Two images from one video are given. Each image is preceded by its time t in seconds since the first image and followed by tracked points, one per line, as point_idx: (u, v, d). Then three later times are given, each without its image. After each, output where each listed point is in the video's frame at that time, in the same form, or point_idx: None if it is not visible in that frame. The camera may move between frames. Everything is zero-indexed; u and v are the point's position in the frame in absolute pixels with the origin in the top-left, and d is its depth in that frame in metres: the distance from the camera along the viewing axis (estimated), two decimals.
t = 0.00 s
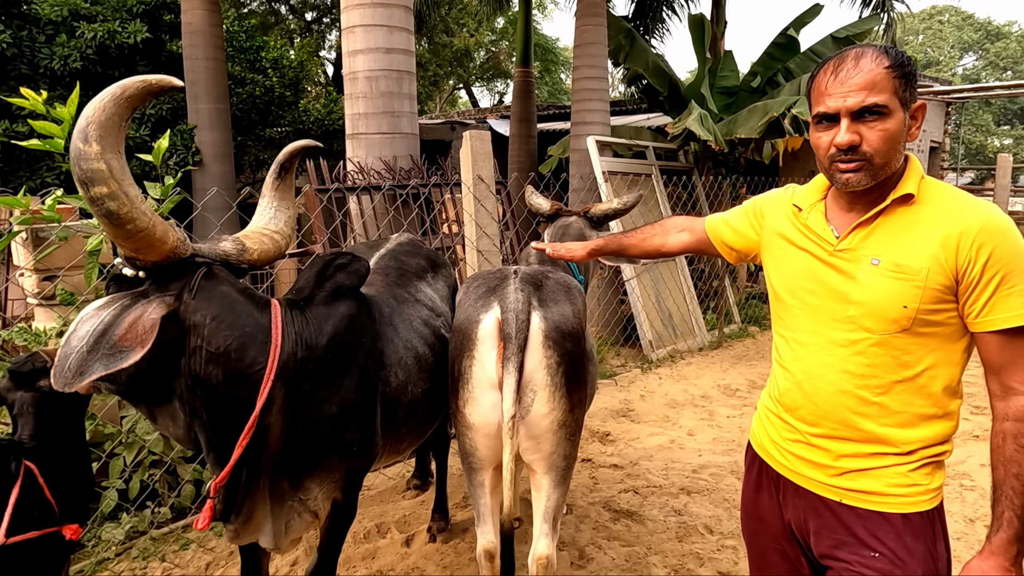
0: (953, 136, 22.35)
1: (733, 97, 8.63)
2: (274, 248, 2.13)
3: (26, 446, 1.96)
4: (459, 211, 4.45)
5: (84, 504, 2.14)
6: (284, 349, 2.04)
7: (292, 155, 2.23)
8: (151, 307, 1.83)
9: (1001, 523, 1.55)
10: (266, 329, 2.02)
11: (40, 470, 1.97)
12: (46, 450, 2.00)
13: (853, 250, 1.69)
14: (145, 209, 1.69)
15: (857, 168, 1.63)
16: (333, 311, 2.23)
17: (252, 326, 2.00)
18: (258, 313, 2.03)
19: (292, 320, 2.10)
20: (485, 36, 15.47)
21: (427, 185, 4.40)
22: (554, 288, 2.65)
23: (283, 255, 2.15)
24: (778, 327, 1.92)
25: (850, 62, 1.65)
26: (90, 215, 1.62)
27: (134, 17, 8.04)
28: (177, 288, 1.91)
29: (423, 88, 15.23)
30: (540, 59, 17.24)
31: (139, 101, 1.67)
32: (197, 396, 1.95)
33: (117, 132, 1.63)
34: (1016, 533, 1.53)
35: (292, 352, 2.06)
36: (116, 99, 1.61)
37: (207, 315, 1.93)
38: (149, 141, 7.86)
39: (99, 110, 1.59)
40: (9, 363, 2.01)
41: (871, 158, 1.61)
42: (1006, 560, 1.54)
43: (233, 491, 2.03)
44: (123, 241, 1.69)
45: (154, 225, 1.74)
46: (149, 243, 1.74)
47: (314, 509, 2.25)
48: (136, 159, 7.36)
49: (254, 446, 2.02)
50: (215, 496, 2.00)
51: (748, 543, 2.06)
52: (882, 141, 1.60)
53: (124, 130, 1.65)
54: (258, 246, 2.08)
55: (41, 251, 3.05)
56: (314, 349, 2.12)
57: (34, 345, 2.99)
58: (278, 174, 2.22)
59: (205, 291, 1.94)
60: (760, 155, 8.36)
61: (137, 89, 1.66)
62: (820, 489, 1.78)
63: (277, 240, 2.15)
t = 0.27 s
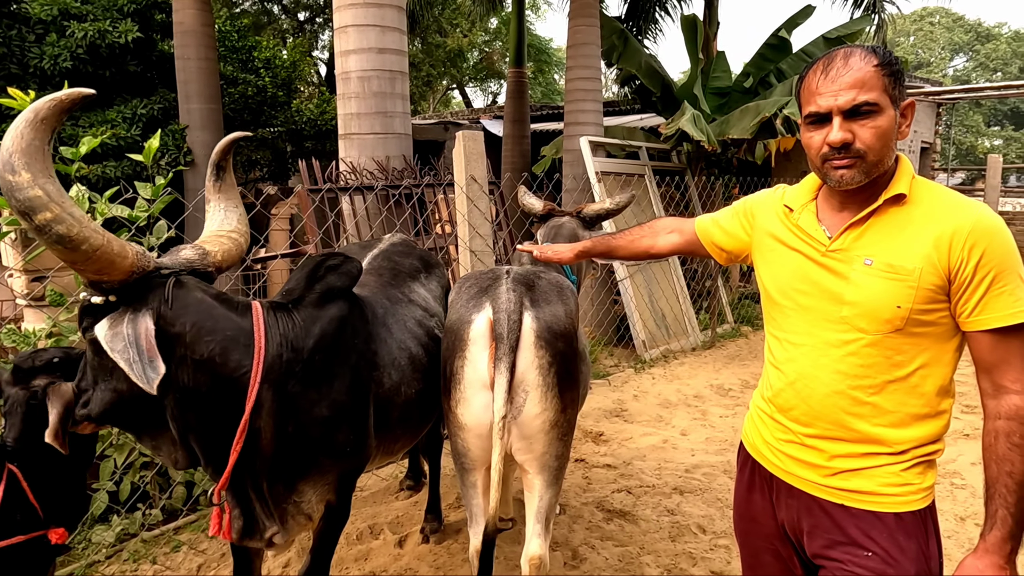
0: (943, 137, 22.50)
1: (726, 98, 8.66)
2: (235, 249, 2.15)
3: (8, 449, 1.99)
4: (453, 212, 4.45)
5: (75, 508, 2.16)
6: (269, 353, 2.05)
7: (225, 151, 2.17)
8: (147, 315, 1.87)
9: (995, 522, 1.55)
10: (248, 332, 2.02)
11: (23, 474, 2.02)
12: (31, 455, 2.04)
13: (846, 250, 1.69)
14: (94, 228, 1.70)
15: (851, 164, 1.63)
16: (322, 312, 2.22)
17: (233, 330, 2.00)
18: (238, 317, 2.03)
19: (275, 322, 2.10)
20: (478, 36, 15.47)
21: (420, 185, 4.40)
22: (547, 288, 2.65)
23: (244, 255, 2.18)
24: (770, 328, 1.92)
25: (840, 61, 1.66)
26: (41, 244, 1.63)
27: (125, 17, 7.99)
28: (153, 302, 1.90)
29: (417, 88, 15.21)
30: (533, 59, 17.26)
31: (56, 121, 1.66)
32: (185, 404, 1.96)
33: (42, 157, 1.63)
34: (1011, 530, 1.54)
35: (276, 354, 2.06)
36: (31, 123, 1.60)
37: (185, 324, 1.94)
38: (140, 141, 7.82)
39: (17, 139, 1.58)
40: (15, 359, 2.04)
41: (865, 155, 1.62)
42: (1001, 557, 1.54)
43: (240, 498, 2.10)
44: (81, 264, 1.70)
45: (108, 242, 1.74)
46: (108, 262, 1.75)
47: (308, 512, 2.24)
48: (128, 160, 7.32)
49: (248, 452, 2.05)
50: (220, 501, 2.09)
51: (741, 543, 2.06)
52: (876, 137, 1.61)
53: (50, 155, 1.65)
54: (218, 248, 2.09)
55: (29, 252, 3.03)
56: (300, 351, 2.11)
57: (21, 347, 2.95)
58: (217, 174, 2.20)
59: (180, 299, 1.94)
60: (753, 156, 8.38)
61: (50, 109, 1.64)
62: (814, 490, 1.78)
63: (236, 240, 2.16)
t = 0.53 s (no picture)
0: (934, 137, 22.65)
1: (718, 98, 8.69)
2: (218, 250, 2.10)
3: None
4: (446, 212, 4.44)
5: (66, 508, 2.13)
6: (257, 349, 2.04)
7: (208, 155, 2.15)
8: (122, 326, 1.77)
9: (989, 519, 1.56)
10: (237, 329, 2.01)
11: (12, 477, 1.97)
12: (21, 457, 1.98)
13: (839, 250, 1.70)
14: (109, 215, 1.65)
15: (835, 165, 1.64)
16: (308, 312, 2.21)
17: (224, 326, 1.99)
18: (228, 314, 2.02)
19: (262, 319, 2.09)
20: (471, 36, 15.47)
21: (413, 186, 4.39)
22: (539, 288, 2.65)
23: (228, 256, 2.13)
24: (763, 329, 1.93)
25: (822, 62, 1.67)
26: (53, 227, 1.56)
27: (116, 16, 7.94)
28: (147, 297, 1.85)
29: (409, 88, 15.19)
30: (526, 60, 17.27)
31: (75, 106, 1.61)
32: (175, 405, 1.91)
33: (63, 137, 1.56)
34: (1004, 528, 1.55)
35: (264, 352, 2.05)
36: (54, 104, 1.55)
37: (179, 321, 1.90)
38: (131, 141, 7.78)
39: (42, 118, 1.52)
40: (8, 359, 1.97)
41: (848, 155, 1.62)
42: (995, 555, 1.55)
43: (219, 497, 2.06)
44: (90, 251, 1.64)
45: (119, 231, 1.70)
46: (117, 251, 1.70)
47: (295, 513, 2.23)
48: (118, 160, 7.28)
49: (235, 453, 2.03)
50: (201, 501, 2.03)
51: (734, 545, 2.06)
52: (858, 137, 1.61)
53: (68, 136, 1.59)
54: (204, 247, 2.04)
55: (18, 253, 3.01)
56: (287, 350, 2.11)
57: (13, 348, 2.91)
58: (198, 177, 2.16)
59: (175, 295, 1.90)
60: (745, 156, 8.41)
61: (71, 93, 1.60)
62: (808, 490, 1.79)
63: (219, 241, 2.12)
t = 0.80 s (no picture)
0: (925, 137, 22.78)
1: (711, 99, 8.71)
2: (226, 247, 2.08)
3: None
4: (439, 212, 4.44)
5: (56, 505, 2.03)
6: (255, 349, 2.02)
7: (249, 152, 2.16)
8: (103, 313, 1.74)
9: (980, 518, 1.57)
10: (237, 329, 2.00)
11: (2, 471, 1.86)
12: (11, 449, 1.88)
13: (831, 250, 1.71)
14: (134, 209, 1.68)
15: (818, 169, 1.66)
16: (301, 311, 2.20)
17: (223, 327, 1.98)
18: (227, 313, 2.01)
19: (261, 319, 2.08)
20: (465, 36, 15.46)
21: (406, 186, 4.38)
22: (533, 288, 2.65)
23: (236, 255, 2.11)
24: (757, 329, 1.93)
25: (804, 66, 1.69)
26: (78, 211, 1.58)
27: (108, 15, 7.89)
28: (145, 288, 1.85)
29: (403, 88, 15.17)
30: (520, 60, 17.28)
31: (131, 98, 1.65)
32: (165, 400, 1.91)
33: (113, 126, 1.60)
34: (995, 527, 1.56)
35: (261, 352, 2.04)
36: (114, 94, 1.59)
37: (177, 317, 1.90)
38: (123, 141, 7.73)
39: (97, 103, 1.56)
40: None
41: (830, 160, 1.64)
42: (986, 554, 1.56)
43: (202, 494, 2.04)
44: (106, 240, 1.66)
45: (141, 225, 1.72)
46: (132, 244, 1.72)
47: (286, 513, 2.22)
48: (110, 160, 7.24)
49: (224, 450, 2.02)
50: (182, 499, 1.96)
51: (726, 544, 2.07)
52: (840, 142, 1.62)
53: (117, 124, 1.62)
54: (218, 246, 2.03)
55: (9, 253, 2.99)
56: (282, 350, 2.10)
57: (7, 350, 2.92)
58: (233, 171, 2.14)
59: (176, 291, 1.90)
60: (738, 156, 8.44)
61: (132, 86, 1.64)
62: (801, 490, 1.79)
63: (233, 240, 2.09)
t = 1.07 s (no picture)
0: (919, 138, 22.88)
1: (706, 99, 8.73)
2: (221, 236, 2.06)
3: None
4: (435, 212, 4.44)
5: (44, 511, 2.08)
6: (251, 352, 2.02)
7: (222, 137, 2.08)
8: (114, 323, 1.79)
9: (970, 517, 1.58)
10: (231, 332, 1.99)
11: None
12: None
13: (826, 250, 1.71)
14: (93, 218, 1.65)
15: (811, 168, 1.67)
16: (299, 312, 2.20)
17: (216, 330, 1.97)
18: (222, 316, 2.00)
19: (257, 321, 2.07)
20: (461, 36, 15.46)
21: (401, 186, 4.38)
22: (529, 289, 2.65)
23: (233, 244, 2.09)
24: (752, 329, 1.94)
25: (797, 67, 1.69)
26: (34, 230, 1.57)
27: (101, 14, 7.86)
28: (137, 294, 1.86)
29: (398, 88, 15.15)
30: (516, 60, 17.29)
31: (68, 104, 1.60)
32: (163, 404, 1.92)
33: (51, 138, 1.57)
34: (985, 526, 1.56)
35: (257, 354, 2.03)
36: (41, 105, 1.53)
37: (169, 322, 1.89)
38: (117, 140, 7.70)
39: (27, 119, 1.52)
40: None
41: (823, 159, 1.65)
42: (976, 552, 1.56)
43: (204, 497, 2.03)
44: (74, 254, 1.65)
45: (105, 234, 1.70)
46: (102, 253, 1.70)
47: (284, 515, 2.22)
48: (103, 159, 7.21)
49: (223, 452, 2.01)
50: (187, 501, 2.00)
51: (722, 544, 2.07)
52: (832, 140, 1.63)
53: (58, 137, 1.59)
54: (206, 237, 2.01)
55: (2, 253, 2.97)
56: (279, 352, 2.10)
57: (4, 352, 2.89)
58: (211, 159, 2.09)
59: (166, 295, 1.90)
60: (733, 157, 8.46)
61: (62, 91, 1.58)
62: (796, 489, 1.80)
63: (223, 229, 2.07)
